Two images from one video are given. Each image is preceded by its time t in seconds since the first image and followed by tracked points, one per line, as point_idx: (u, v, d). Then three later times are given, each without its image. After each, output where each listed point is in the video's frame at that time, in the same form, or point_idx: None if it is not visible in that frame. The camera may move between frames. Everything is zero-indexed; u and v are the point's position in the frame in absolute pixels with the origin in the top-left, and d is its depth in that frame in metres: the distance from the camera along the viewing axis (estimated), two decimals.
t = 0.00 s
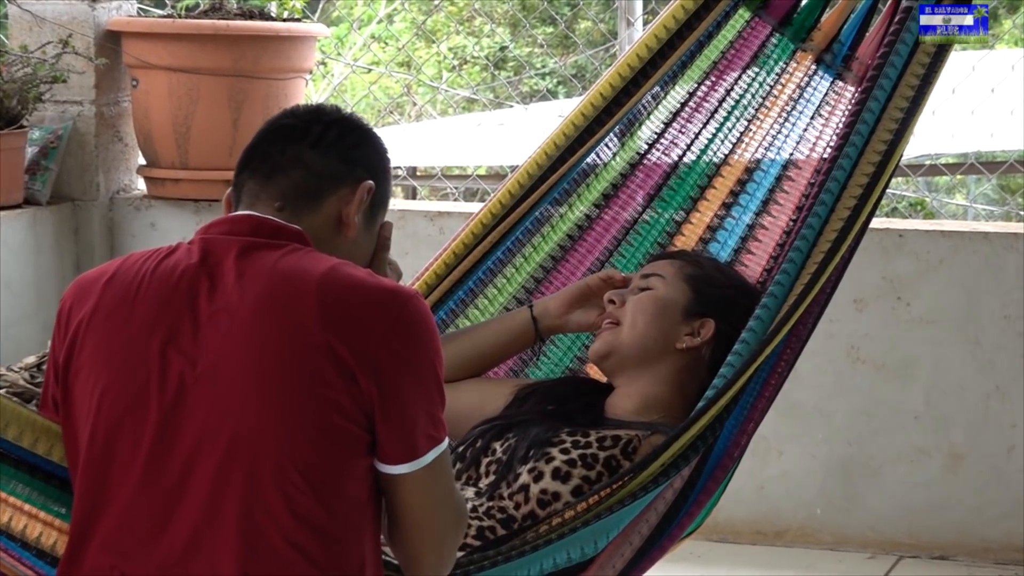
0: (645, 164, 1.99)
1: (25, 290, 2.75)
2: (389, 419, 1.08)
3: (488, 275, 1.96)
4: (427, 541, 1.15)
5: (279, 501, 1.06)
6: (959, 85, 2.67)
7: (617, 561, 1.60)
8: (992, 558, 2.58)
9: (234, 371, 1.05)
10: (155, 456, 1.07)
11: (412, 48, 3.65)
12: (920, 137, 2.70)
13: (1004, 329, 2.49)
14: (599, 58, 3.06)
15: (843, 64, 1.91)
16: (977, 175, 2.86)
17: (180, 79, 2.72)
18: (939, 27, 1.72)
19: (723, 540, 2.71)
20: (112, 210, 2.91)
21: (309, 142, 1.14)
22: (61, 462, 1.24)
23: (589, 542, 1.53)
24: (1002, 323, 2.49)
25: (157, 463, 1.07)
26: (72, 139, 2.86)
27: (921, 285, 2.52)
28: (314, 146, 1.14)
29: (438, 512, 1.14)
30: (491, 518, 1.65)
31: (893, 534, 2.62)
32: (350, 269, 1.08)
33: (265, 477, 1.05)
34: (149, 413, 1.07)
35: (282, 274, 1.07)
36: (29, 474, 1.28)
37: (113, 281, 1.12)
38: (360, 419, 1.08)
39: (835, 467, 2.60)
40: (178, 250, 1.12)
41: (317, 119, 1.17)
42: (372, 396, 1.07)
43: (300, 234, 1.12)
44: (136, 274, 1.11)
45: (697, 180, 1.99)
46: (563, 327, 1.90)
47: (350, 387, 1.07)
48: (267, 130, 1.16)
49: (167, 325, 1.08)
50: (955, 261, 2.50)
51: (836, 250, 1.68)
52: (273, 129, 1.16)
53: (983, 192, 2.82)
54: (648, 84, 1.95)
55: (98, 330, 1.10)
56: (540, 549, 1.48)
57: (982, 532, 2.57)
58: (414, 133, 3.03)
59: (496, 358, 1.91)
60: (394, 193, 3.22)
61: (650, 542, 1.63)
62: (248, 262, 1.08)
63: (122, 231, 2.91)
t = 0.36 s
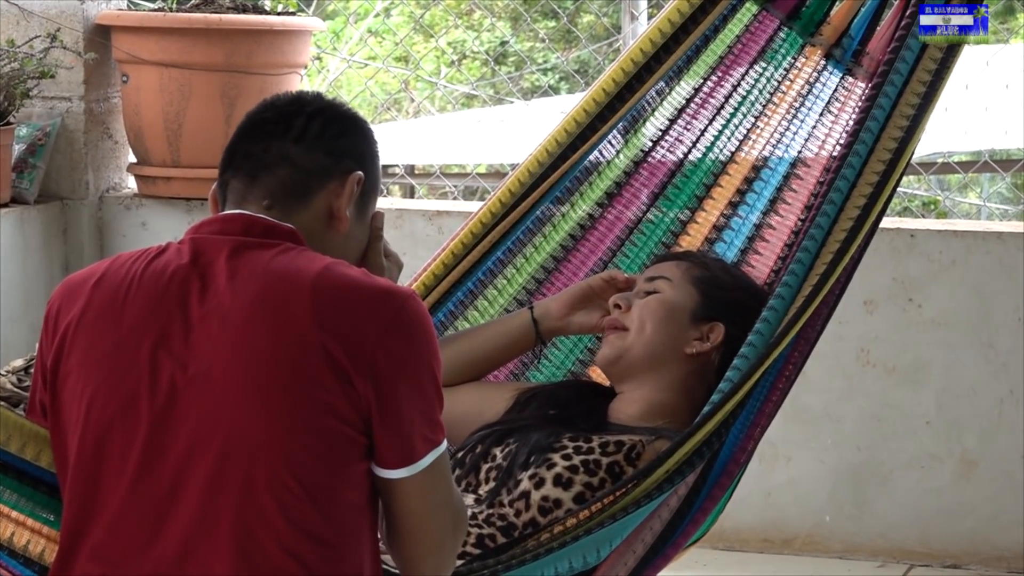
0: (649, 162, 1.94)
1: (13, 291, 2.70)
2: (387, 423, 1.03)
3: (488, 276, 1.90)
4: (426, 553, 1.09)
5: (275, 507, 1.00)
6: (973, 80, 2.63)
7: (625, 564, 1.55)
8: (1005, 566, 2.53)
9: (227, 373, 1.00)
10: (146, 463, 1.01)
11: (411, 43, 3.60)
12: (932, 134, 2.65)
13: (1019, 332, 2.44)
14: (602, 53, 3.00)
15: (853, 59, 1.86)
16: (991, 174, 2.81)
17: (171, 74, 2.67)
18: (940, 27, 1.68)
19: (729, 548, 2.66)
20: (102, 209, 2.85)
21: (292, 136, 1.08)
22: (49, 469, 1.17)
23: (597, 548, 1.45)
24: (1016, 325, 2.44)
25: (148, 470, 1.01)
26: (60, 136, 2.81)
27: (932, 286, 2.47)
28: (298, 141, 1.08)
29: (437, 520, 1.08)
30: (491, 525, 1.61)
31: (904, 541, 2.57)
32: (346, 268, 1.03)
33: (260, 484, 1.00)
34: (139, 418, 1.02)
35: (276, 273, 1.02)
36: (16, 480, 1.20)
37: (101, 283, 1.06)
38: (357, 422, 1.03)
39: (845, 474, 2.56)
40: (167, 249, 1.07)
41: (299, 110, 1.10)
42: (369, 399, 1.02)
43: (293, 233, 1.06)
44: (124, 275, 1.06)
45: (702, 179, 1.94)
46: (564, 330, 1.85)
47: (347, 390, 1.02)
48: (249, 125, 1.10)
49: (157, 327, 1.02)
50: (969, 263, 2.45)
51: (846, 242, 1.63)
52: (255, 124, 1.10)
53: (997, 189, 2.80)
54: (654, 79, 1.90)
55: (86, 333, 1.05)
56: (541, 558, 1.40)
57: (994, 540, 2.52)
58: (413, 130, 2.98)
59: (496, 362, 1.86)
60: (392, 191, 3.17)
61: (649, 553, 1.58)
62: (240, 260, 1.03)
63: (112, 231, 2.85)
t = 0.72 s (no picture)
0: (650, 164, 1.94)
1: (13, 294, 2.70)
2: (387, 426, 1.02)
3: (488, 278, 1.91)
4: (426, 557, 1.08)
5: (274, 508, 1.00)
6: (973, 82, 2.62)
7: (625, 566, 1.53)
8: (1005, 569, 2.53)
9: (226, 375, 1.00)
10: (146, 464, 1.01)
11: (411, 45, 3.60)
12: (932, 136, 2.65)
13: (1019, 334, 2.44)
14: (602, 54, 3.00)
15: (854, 61, 1.85)
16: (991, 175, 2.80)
17: (171, 77, 2.67)
18: (940, 27, 1.68)
19: (730, 550, 2.66)
20: (102, 211, 2.85)
21: (284, 137, 1.07)
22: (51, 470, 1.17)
23: (600, 549, 1.45)
24: (1016, 328, 2.43)
25: (147, 472, 1.01)
26: (60, 137, 2.81)
27: (932, 289, 2.46)
28: (289, 143, 1.07)
29: (436, 523, 1.07)
30: (492, 528, 1.60)
31: (903, 544, 2.57)
32: (346, 270, 1.03)
33: (260, 485, 0.99)
34: (138, 420, 1.01)
35: (275, 277, 1.01)
36: (17, 482, 1.19)
37: (102, 284, 1.06)
38: (357, 425, 1.03)
39: (845, 476, 2.55)
40: (167, 251, 1.07)
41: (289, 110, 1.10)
42: (369, 401, 1.02)
43: (294, 235, 1.06)
44: (124, 277, 1.05)
45: (703, 181, 1.93)
46: (564, 333, 1.85)
47: (347, 393, 1.01)
48: (240, 126, 1.10)
49: (156, 329, 1.02)
50: (969, 265, 2.44)
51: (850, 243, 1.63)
52: (246, 126, 1.09)
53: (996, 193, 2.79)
54: (654, 81, 1.92)
55: (86, 335, 1.05)
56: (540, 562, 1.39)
57: (995, 543, 2.52)
58: (413, 131, 2.99)
59: (496, 365, 1.86)
60: (391, 194, 3.17)
61: (651, 555, 1.57)
62: (240, 263, 1.03)
63: (113, 233, 2.85)
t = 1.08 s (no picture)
0: (649, 167, 1.94)
1: (12, 297, 2.70)
2: (384, 430, 1.01)
3: (488, 281, 1.89)
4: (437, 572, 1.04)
5: (271, 510, 1.00)
6: (971, 85, 2.62)
7: (624, 568, 1.53)
8: (1004, 571, 2.53)
9: (223, 378, 1.00)
10: (144, 466, 1.01)
11: (410, 47, 3.60)
12: (931, 139, 2.65)
13: (1018, 336, 2.43)
14: (601, 56, 3.00)
15: (852, 63, 1.86)
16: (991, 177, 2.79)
17: (171, 79, 2.67)
18: (940, 27, 1.67)
19: (729, 553, 2.67)
20: (100, 213, 2.86)
21: (266, 141, 1.07)
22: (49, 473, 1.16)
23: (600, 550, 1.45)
24: (1015, 330, 2.43)
25: (146, 474, 1.01)
26: (60, 140, 2.81)
27: (931, 291, 2.46)
28: (272, 145, 1.06)
29: (445, 535, 1.03)
30: (492, 529, 1.59)
31: (903, 546, 2.56)
32: (343, 274, 1.02)
33: (257, 488, 0.99)
34: (136, 423, 1.01)
35: (272, 280, 1.01)
36: (15, 487, 1.18)
37: (99, 287, 1.06)
38: (355, 428, 1.02)
39: (844, 479, 2.55)
40: (165, 254, 1.06)
41: (267, 111, 1.09)
42: (366, 405, 1.01)
43: (291, 239, 1.06)
44: (122, 280, 1.05)
45: (702, 183, 1.94)
46: (563, 335, 1.85)
47: (345, 396, 1.01)
48: (218, 132, 1.09)
49: (154, 332, 1.02)
50: (968, 267, 2.44)
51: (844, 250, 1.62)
52: (227, 131, 1.08)
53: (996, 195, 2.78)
54: (654, 84, 1.91)
55: (84, 338, 1.05)
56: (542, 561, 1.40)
57: (994, 546, 2.52)
58: (411, 133, 2.99)
59: (496, 367, 1.85)
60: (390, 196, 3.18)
61: (650, 558, 1.57)
62: (236, 266, 1.03)
63: (112, 235, 2.85)
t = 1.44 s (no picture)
0: (649, 167, 1.94)
1: (13, 298, 2.70)
2: (390, 430, 1.01)
3: (488, 281, 1.89)
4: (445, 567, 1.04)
5: (277, 509, 1.00)
6: (972, 86, 2.62)
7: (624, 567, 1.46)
8: (1004, 572, 2.54)
9: (229, 377, 1.00)
10: (148, 465, 1.01)
11: (411, 47, 3.60)
12: (931, 139, 2.65)
13: (1018, 337, 2.44)
14: (602, 56, 3.00)
15: (852, 62, 1.86)
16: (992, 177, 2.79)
17: (172, 80, 2.67)
18: (939, 26, 1.66)
19: (729, 554, 2.67)
20: (101, 214, 2.85)
21: (250, 147, 1.06)
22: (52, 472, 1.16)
23: (598, 537, 1.40)
24: (1015, 331, 2.44)
25: (150, 473, 1.01)
26: (60, 141, 2.81)
27: (932, 292, 2.46)
28: (257, 149, 1.06)
29: (453, 531, 1.03)
30: (491, 528, 1.58)
31: (904, 547, 2.57)
32: (348, 274, 1.02)
33: (262, 486, 1.00)
34: (140, 422, 1.01)
35: (277, 280, 1.01)
36: (16, 487, 1.18)
37: (104, 288, 1.06)
38: (360, 428, 1.02)
39: (844, 479, 2.56)
40: (169, 255, 1.07)
41: (246, 114, 1.07)
42: (372, 404, 1.01)
43: (292, 241, 1.07)
44: (127, 281, 1.06)
45: (702, 183, 1.94)
46: (563, 335, 1.85)
47: (350, 396, 1.01)
48: (200, 140, 1.08)
49: (159, 332, 1.02)
50: (969, 267, 2.44)
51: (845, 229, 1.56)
52: (210, 138, 1.07)
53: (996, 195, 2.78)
54: (654, 83, 1.91)
55: (87, 339, 1.05)
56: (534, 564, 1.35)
57: (995, 546, 2.52)
58: (412, 134, 2.99)
59: (496, 367, 1.85)
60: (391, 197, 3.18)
61: (649, 558, 1.49)
62: (240, 266, 1.03)
63: (113, 236, 2.85)
